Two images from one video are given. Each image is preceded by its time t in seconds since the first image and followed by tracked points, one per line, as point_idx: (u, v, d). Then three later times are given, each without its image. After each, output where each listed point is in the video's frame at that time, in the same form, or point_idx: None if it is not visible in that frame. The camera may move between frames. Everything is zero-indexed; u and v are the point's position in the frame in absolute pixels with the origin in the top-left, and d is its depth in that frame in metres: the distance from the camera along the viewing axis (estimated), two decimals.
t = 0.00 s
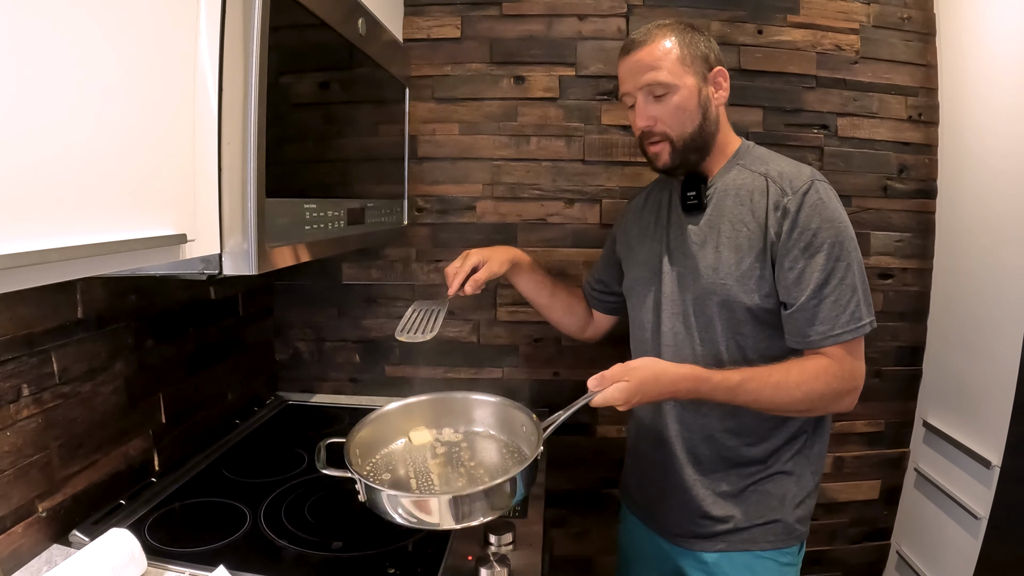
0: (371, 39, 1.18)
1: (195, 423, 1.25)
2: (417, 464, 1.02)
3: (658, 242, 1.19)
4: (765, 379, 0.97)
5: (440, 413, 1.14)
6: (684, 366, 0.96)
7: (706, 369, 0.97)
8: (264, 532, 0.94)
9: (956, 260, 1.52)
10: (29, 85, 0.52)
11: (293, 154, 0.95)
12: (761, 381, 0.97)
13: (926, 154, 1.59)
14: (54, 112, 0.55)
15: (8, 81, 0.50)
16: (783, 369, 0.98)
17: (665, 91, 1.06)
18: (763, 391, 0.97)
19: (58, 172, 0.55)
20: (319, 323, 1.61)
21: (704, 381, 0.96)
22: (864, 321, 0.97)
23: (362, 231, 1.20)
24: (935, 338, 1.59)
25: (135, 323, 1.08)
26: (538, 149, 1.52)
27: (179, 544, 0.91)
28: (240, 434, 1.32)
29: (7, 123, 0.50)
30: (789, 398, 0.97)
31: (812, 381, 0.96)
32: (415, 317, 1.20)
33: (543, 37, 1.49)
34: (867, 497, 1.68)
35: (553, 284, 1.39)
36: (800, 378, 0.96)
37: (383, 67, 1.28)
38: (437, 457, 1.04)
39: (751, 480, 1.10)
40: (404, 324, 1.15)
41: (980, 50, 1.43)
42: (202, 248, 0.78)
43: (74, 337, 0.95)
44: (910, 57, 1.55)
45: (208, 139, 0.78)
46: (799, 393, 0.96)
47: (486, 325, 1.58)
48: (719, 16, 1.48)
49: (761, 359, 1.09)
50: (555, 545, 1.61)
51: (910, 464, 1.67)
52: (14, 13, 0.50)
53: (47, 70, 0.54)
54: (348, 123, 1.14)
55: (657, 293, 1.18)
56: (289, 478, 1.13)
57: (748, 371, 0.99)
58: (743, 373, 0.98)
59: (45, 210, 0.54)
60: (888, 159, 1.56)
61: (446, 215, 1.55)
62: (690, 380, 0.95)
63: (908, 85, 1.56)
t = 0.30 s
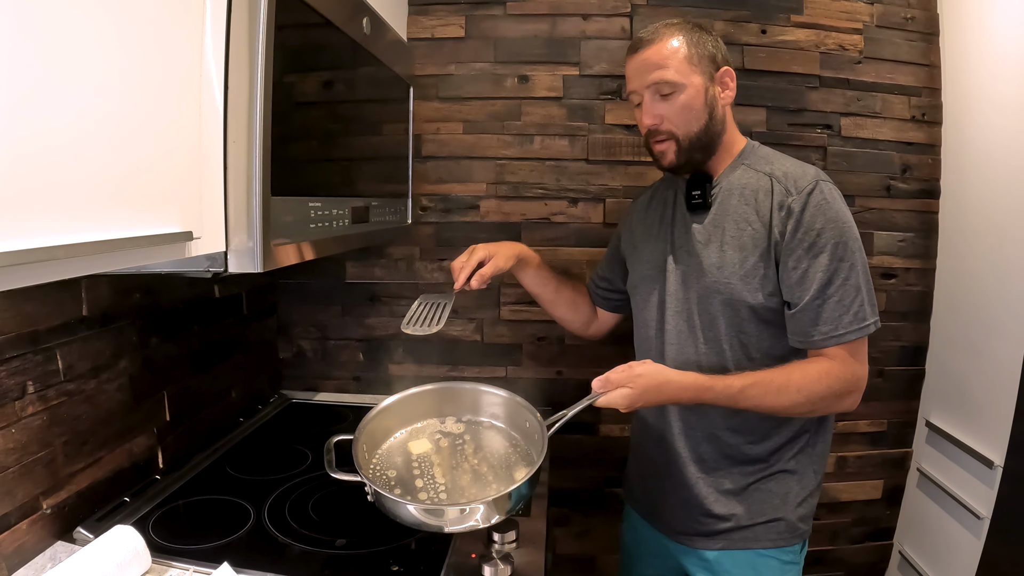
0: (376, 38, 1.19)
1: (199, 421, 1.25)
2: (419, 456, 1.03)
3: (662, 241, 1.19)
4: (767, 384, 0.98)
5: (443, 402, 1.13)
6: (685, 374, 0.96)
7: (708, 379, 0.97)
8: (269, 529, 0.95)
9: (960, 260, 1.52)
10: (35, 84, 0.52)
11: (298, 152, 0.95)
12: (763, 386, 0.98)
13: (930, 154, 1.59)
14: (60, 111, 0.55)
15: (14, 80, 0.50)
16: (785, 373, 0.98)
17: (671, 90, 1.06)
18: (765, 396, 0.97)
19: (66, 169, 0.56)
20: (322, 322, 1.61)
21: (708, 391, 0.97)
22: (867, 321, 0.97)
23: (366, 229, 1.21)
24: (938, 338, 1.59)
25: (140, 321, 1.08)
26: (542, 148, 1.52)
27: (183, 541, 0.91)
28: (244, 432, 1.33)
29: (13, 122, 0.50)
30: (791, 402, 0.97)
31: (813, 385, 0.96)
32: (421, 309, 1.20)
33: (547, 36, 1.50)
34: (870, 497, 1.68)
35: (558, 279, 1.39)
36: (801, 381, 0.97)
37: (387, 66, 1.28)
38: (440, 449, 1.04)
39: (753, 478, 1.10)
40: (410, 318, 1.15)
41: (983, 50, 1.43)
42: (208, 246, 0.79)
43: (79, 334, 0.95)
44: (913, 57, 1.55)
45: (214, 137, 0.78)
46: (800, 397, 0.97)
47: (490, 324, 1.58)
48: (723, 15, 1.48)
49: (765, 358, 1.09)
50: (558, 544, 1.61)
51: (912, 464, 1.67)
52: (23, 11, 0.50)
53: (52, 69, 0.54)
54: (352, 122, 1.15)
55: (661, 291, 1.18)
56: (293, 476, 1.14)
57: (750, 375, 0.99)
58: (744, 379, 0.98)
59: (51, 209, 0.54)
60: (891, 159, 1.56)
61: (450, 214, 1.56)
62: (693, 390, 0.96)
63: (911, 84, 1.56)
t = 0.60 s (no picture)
0: (378, 39, 1.19)
1: (202, 419, 1.26)
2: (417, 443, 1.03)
3: (664, 242, 1.20)
4: (764, 380, 0.98)
5: (444, 394, 1.14)
6: (683, 368, 0.97)
7: (706, 374, 0.98)
8: (271, 527, 0.95)
9: (960, 261, 1.53)
10: (40, 87, 0.53)
11: (301, 152, 0.96)
12: (761, 382, 0.98)
13: (931, 155, 1.59)
14: (65, 114, 0.55)
15: (19, 83, 0.51)
16: (783, 371, 0.98)
17: (674, 91, 1.07)
18: (762, 393, 0.98)
19: (72, 171, 0.56)
20: (325, 321, 1.62)
21: (705, 386, 0.97)
22: (867, 322, 0.97)
23: (368, 230, 1.21)
24: (938, 339, 1.59)
25: (143, 320, 1.09)
26: (543, 149, 1.53)
27: (186, 539, 0.91)
28: (246, 431, 1.33)
29: (17, 124, 0.51)
30: (788, 399, 0.97)
31: (811, 384, 0.97)
32: (426, 315, 1.21)
33: (549, 37, 1.50)
34: (870, 497, 1.68)
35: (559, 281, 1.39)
36: (799, 380, 0.97)
37: (389, 67, 1.29)
38: (438, 439, 1.05)
39: (753, 478, 1.10)
40: (414, 324, 1.15)
41: (984, 51, 1.43)
42: (212, 246, 0.79)
43: (82, 333, 0.96)
44: (914, 58, 1.55)
45: (218, 138, 0.79)
46: (798, 394, 0.97)
47: (492, 324, 1.59)
48: (725, 16, 1.49)
49: (765, 358, 1.10)
50: (559, 543, 1.62)
51: (913, 465, 1.67)
52: (28, 14, 0.51)
53: (57, 72, 0.54)
54: (355, 123, 1.15)
55: (663, 292, 1.19)
56: (295, 474, 1.14)
57: (747, 371, 1.00)
58: (742, 376, 0.99)
59: (56, 210, 0.55)
60: (893, 160, 1.57)
61: (451, 214, 1.56)
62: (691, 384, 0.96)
63: (912, 85, 1.56)
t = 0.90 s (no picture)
0: (379, 40, 1.20)
1: (204, 418, 1.27)
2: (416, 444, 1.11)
3: (662, 243, 1.20)
4: (762, 371, 0.98)
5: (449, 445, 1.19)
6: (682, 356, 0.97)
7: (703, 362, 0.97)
8: (271, 525, 0.96)
9: (960, 262, 1.53)
10: (41, 88, 0.53)
11: (302, 152, 0.97)
12: (759, 372, 0.98)
13: (931, 156, 1.59)
14: (66, 114, 0.56)
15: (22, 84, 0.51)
16: (781, 364, 0.98)
17: (669, 92, 1.07)
18: (760, 383, 0.97)
19: (73, 171, 0.57)
20: (326, 320, 1.63)
21: (702, 369, 0.96)
22: (864, 319, 0.98)
23: (369, 229, 1.22)
24: (938, 339, 1.60)
25: (145, 319, 1.10)
26: (544, 149, 1.53)
27: (187, 536, 0.92)
28: (248, 430, 1.34)
29: (19, 124, 0.51)
30: (787, 391, 0.97)
31: (808, 376, 0.97)
32: (432, 323, 1.22)
33: (550, 38, 1.50)
34: (870, 498, 1.69)
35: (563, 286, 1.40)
36: (797, 372, 0.97)
37: (391, 67, 1.29)
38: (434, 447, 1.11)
39: (752, 477, 1.10)
40: (422, 333, 1.17)
41: (985, 52, 1.43)
42: (213, 246, 0.80)
43: (85, 332, 0.96)
44: (915, 59, 1.56)
45: (219, 139, 0.79)
46: (796, 385, 0.97)
47: (492, 323, 1.59)
48: (726, 17, 1.49)
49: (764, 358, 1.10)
50: (558, 542, 1.62)
51: (912, 465, 1.67)
52: (30, 15, 0.51)
53: (59, 72, 0.55)
54: (356, 123, 1.16)
55: (661, 292, 1.19)
56: (296, 473, 1.15)
57: (745, 364, 0.99)
58: (740, 366, 0.99)
59: (57, 210, 0.55)
60: (892, 161, 1.57)
61: (452, 214, 1.57)
62: (687, 370, 0.96)
63: (912, 86, 1.56)
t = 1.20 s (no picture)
0: (380, 39, 1.20)
1: (204, 416, 1.27)
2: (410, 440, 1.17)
3: (658, 243, 1.20)
4: (761, 364, 0.98)
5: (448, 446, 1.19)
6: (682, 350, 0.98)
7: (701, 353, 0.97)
8: (271, 522, 0.96)
9: (960, 262, 1.53)
10: (42, 87, 0.53)
11: (303, 151, 0.97)
12: (758, 365, 0.98)
13: (931, 155, 1.59)
14: (68, 113, 0.56)
15: (24, 81, 0.52)
16: (780, 357, 0.99)
17: (658, 94, 1.07)
18: (758, 376, 0.97)
19: (74, 168, 0.57)
20: (327, 319, 1.63)
21: (701, 361, 0.97)
22: (861, 314, 0.97)
23: (370, 228, 1.22)
24: (938, 339, 1.60)
25: (147, 317, 1.10)
26: (545, 148, 1.54)
27: (188, 532, 0.92)
28: (248, 427, 1.34)
29: (21, 120, 0.52)
30: (785, 382, 0.97)
31: (806, 370, 0.97)
32: (433, 330, 1.22)
33: (550, 37, 1.50)
34: (869, 497, 1.69)
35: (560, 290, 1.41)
36: (795, 366, 0.97)
37: (392, 67, 1.29)
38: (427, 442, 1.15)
39: (752, 475, 1.10)
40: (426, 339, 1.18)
41: (985, 51, 1.43)
42: (214, 244, 0.80)
43: (86, 329, 0.97)
44: (915, 59, 1.56)
45: (219, 137, 0.80)
46: (794, 377, 0.97)
47: (492, 322, 1.60)
48: (726, 17, 1.49)
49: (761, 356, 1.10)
50: (558, 540, 1.63)
51: (912, 465, 1.67)
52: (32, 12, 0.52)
53: (60, 72, 0.55)
54: (357, 122, 1.16)
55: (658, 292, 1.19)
56: (296, 470, 1.15)
57: (744, 358, 1.00)
58: (737, 359, 0.99)
59: (58, 207, 0.56)
60: (893, 160, 1.57)
61: (453, 213, 1.57)
62: (685, 364, 0.96)
63: (913, 86, 1.56)
